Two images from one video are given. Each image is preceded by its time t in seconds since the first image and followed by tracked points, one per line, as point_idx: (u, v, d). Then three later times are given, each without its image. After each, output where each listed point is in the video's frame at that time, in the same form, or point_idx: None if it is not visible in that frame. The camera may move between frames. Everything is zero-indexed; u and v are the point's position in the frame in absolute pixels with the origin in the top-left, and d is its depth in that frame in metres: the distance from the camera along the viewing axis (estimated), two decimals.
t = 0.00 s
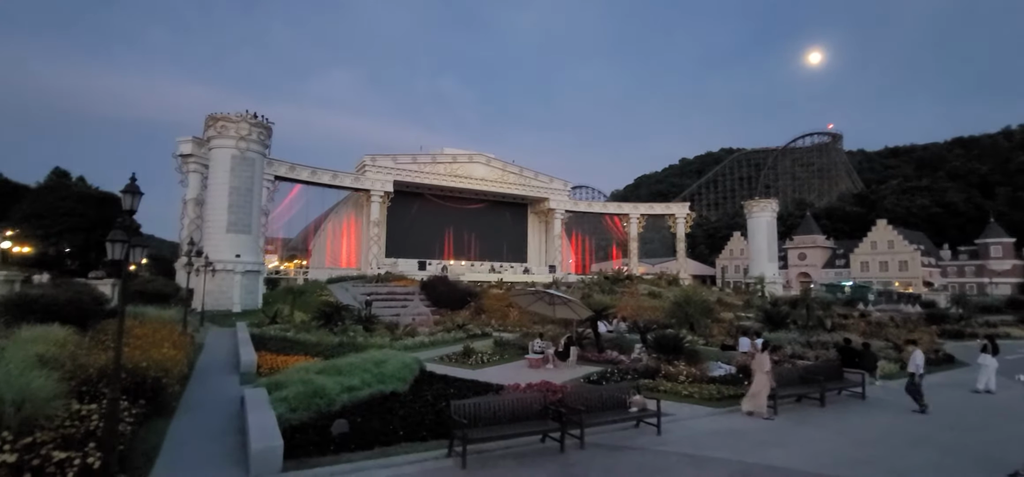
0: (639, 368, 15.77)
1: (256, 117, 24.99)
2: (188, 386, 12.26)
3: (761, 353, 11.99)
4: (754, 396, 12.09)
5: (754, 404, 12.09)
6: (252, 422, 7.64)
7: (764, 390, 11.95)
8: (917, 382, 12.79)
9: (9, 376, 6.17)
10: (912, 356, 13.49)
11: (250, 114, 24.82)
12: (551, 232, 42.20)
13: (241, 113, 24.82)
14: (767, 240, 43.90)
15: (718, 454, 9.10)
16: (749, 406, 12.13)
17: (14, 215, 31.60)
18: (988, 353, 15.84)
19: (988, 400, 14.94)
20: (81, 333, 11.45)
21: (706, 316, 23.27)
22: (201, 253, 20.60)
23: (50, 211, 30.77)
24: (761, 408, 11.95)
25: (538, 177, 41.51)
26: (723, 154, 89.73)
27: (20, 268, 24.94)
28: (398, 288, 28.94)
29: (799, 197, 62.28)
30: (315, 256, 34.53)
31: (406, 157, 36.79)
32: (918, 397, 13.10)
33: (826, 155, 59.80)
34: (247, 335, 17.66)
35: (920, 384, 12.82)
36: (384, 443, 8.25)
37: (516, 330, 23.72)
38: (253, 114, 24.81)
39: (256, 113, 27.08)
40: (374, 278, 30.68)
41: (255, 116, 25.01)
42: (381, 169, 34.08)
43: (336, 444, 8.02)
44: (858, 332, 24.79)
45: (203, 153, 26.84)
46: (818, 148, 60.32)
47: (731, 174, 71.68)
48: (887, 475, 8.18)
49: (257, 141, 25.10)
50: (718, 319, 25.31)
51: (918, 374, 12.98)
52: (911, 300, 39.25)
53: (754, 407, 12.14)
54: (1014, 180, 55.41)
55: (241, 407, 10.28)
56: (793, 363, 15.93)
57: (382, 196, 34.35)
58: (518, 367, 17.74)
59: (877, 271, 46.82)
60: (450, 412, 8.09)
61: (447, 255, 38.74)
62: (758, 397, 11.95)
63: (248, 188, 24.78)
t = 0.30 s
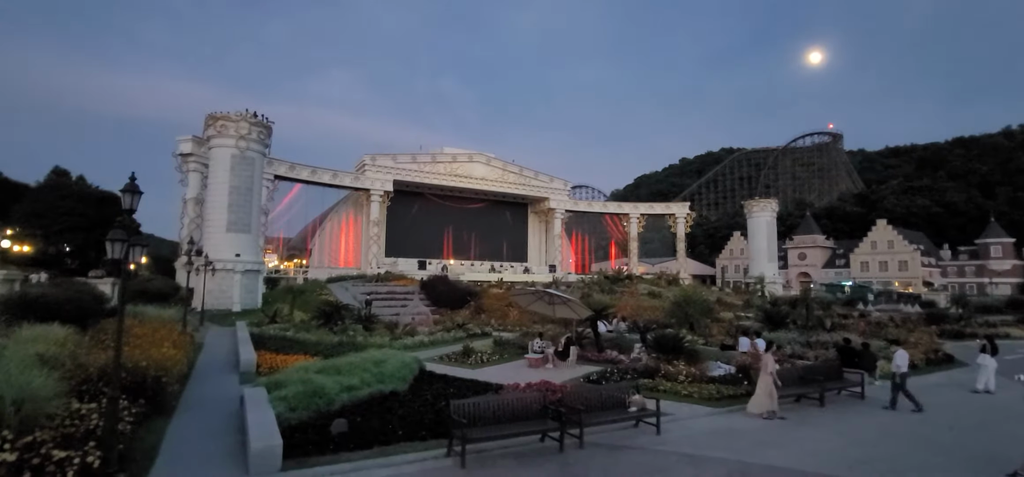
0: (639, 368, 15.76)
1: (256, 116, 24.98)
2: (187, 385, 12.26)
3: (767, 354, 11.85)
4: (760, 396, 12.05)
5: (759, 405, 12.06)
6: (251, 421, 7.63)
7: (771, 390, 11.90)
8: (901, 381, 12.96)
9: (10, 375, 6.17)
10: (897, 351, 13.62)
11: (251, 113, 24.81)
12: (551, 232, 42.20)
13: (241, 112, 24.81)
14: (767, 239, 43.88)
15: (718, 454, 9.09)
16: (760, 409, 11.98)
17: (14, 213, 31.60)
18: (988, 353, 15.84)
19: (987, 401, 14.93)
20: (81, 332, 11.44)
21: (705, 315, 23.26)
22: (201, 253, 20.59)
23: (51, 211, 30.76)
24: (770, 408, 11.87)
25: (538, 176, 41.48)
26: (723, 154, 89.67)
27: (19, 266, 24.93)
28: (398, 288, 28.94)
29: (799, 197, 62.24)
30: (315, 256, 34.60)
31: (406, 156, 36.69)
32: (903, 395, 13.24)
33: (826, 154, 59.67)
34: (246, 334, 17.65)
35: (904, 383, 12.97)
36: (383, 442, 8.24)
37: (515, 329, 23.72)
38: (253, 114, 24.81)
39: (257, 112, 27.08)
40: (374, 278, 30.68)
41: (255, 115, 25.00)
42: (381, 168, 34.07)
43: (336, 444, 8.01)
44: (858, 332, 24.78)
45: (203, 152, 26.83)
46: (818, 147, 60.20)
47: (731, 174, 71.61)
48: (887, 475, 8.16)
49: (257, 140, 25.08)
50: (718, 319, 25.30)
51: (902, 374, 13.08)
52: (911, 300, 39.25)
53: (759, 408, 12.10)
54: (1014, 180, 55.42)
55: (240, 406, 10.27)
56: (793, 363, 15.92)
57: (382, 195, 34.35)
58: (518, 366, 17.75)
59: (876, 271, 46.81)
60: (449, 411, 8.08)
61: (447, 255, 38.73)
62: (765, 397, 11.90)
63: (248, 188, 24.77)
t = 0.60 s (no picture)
0: (637, 367, 15.77)
1: (256, 116, 24.96)
2: (187, 384, 12.26)
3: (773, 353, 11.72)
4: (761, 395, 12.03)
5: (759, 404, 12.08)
6: (250, 421, 7.61)
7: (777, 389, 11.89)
8: (886, 377, 13.20)
9: (9, 374, 6.16)
10: (885, 351, 14.14)
11: (250, 113, 24.79)
12: (551, 231, 42.18)
13: (241, 112, 24.80)
14: (766, 239, 43.84)
15: (716, 453, 9.08)
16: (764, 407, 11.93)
17: (13, 212, 31.57)
18: (986, 353, 15.82)
19: (987, 400, 14.90)
20: (80, 332, 11.44)
21: (704, 315, 23.28)
22: (201, 252, 20.58)
23: (51, 211, 30.62)
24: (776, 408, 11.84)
25: (538, 176, 41.41)
26: (723, 153, 89.62)
27: (18, 266, 24.92)
28: (398, 287, 28.95)
29: (799, 197, 62.24)
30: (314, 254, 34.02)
31: (406, 155, 36.39)
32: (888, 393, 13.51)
33: (825, 154, 58.98)
34: (245, 333, 17.65)
35: (891, 380, 13.18)
36: (382, 442, 8.22)
37: (515, 329, 23.74)
38: (253, 113, 24.78)
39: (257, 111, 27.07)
40: (373, 277, 30.67)
41: (255, 115, 24.98)
42: (380, 168, 34.06)
43: (333, 444, 7.99)
44: (856, 332, 24.79)
45: (203, 152, 26.82)
46: (818, 147, 59.77)
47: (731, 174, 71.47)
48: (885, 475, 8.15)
49: (256, 140, 25.05)
50: (717, 319, 25.32)
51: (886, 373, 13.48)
52: (910, 300, 39.26)
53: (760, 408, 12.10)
54: (1014, 180, 55.41)
55: (239, 406, 10.27)
56: (792, 363, 15.92)
57: (382, 195, 34.34)
58: (517, 366, 17.74)
59: (876, 271, 46.81)
60: (447, 411, 8.07)
61: (447, 255, 38.71)
62: (767, 397, 11.84)
63: (247, 187, 24.75)
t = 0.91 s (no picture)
0: (629, 367, 15.79)
1: (247, 115, 24.72)
2: (176, 385, 12.12)
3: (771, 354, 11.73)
4: (750, 397, 12.22)
5: (748, 405, 12.30)
6: (239, 422, 7.53)
7: (777, 392, 11.91)
8: (869, 375, 13.36)
9: None
10: (867, 347, 14.39)
11: (241, 112, 24.55)
12: (543, 232, 42.18)
13: (231, 111, 24.54)
14: (758, 239, 44.09)
15: (707, 453, 9.11)
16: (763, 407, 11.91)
17: None
18: (971, 352, 16.01)
19: (973, 399, 15.05)
20: (67, 332, 11.29)
21: (695, 315, 23.39)
22: (191, 252, 20.36)
23: (40, 210, 30.27)
24: (772, 411, 11.92)
25: (531, 176, 41.32)
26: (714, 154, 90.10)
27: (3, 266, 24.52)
28: (389, 287, 28.80)
29: (789, 198, 62.62)
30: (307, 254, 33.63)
31: (398, 155, 36.09)
32: (868, 391, 13.79)
33: (815, 154, 59.86)
34: (235, 334, 17.49)
35: (875, 378, 13.36)
36: (372, 443, 8.16)
37: (507, 329, 23.73)
38: (243, 112, 24.54)
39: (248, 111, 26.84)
40: (365, 277, 30.50)
41: (245, 114, 24.74)
42: (373, 168, 33.93)
43: (323, 445, 7.94)
44: (846, 331, 25.01)
45: (193, 151, 26.54)
46: (807, 148, 60.50)
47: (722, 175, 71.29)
48: (874, 473, 8.22)
49: (247, 139, 24.82)
50: (709, 318, 25.43)
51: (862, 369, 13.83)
52: (898, 300, 39.69)
53: (751, 410, 12.29)
54: (1000, 181, 56.16)
55: (229, 407, 10.17)
56: (782, 362, 16.02)
57: (374, 195, 34.23)
58: (509, 366, 17.71)
59: (865, 271, 47.26)
60: (438, 411, 8.03)
61: (439, 255, 38.64)
62: (762, 398, 11.87)
63: (237, 187, 24.52)
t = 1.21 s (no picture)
0: (601, 365, 15.97)
1: (214, 108, 24.03)
2: (137, 387, 11.69)
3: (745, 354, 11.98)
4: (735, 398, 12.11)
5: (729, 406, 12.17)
6: (204, 425, 7.28)
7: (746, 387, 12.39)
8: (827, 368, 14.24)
9: None
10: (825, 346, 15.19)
11: (207, 105, 23.83)
12: (518, 231, 42.25)
13: (198, 103, 23.81)
14: (727, 240, 45.13)
15: (676, 449, 9.30)
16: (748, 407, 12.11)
17: None
18: (926, 349, 16.74)
19: (926, 394, 15.79)
20: (20, 332, 10.78)
21: (666, 313, 23.81)
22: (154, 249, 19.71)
23: None
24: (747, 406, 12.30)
25: (507, 175, 41.33)
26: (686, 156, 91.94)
27: None
28: (363, 286, 28.41)
29: (758, 200, 63.43)
30: (279, 253, 32.97)
31: (372, 151, 35.30)
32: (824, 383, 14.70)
33: (783, 158, 62.85)
34: (202, 334, 17.00)
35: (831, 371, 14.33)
36: (343, 443, 8.05)
37: (481, 327, 23.74)
38: (210, 105, 23.84)
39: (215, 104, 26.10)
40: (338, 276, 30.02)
41: (213, 107, 24.04)
42: (346, 165, 33.66)
43: (292, 447, 7.80)
44: (810, 329, 25.87)
45: (157, 145, 25.67)
46: (776, 152, 62.83)
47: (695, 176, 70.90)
48: (834, 466, 8.54)
49: (214, 133, 24.13)
50: (680, 316, 25.95)
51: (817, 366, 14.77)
52: (859, 299, 41.22)
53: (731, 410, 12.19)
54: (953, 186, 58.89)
55: (193, 409, 9.86)
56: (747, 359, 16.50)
57: (347, 192, 33.83)
58: (482, 365, 17.71)
59: (829, 271, 48.90)
60: (410, 411, 7.96)
61: (414, 253, 38.33)
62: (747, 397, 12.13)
63: (204, 183, 23.80)
